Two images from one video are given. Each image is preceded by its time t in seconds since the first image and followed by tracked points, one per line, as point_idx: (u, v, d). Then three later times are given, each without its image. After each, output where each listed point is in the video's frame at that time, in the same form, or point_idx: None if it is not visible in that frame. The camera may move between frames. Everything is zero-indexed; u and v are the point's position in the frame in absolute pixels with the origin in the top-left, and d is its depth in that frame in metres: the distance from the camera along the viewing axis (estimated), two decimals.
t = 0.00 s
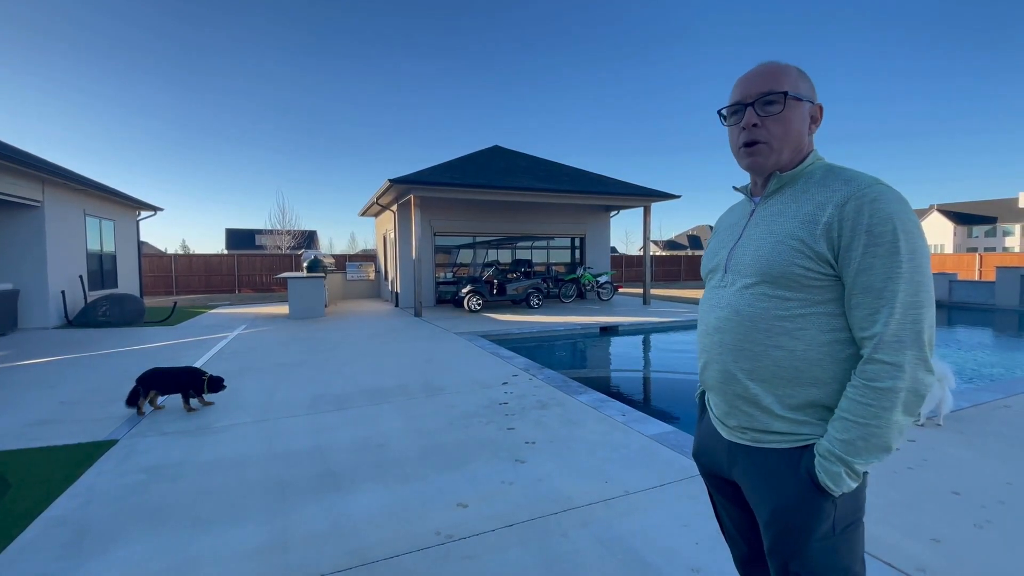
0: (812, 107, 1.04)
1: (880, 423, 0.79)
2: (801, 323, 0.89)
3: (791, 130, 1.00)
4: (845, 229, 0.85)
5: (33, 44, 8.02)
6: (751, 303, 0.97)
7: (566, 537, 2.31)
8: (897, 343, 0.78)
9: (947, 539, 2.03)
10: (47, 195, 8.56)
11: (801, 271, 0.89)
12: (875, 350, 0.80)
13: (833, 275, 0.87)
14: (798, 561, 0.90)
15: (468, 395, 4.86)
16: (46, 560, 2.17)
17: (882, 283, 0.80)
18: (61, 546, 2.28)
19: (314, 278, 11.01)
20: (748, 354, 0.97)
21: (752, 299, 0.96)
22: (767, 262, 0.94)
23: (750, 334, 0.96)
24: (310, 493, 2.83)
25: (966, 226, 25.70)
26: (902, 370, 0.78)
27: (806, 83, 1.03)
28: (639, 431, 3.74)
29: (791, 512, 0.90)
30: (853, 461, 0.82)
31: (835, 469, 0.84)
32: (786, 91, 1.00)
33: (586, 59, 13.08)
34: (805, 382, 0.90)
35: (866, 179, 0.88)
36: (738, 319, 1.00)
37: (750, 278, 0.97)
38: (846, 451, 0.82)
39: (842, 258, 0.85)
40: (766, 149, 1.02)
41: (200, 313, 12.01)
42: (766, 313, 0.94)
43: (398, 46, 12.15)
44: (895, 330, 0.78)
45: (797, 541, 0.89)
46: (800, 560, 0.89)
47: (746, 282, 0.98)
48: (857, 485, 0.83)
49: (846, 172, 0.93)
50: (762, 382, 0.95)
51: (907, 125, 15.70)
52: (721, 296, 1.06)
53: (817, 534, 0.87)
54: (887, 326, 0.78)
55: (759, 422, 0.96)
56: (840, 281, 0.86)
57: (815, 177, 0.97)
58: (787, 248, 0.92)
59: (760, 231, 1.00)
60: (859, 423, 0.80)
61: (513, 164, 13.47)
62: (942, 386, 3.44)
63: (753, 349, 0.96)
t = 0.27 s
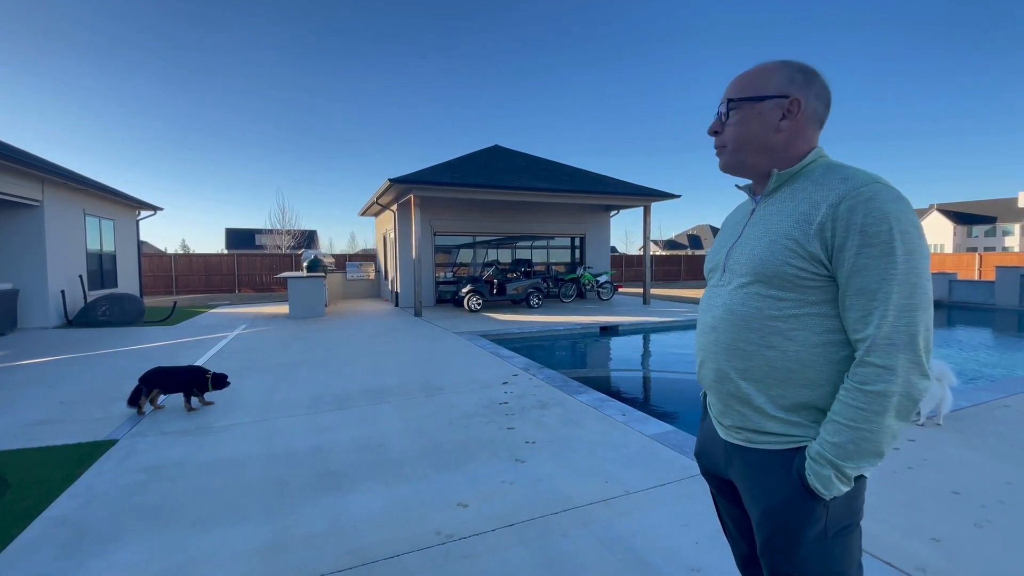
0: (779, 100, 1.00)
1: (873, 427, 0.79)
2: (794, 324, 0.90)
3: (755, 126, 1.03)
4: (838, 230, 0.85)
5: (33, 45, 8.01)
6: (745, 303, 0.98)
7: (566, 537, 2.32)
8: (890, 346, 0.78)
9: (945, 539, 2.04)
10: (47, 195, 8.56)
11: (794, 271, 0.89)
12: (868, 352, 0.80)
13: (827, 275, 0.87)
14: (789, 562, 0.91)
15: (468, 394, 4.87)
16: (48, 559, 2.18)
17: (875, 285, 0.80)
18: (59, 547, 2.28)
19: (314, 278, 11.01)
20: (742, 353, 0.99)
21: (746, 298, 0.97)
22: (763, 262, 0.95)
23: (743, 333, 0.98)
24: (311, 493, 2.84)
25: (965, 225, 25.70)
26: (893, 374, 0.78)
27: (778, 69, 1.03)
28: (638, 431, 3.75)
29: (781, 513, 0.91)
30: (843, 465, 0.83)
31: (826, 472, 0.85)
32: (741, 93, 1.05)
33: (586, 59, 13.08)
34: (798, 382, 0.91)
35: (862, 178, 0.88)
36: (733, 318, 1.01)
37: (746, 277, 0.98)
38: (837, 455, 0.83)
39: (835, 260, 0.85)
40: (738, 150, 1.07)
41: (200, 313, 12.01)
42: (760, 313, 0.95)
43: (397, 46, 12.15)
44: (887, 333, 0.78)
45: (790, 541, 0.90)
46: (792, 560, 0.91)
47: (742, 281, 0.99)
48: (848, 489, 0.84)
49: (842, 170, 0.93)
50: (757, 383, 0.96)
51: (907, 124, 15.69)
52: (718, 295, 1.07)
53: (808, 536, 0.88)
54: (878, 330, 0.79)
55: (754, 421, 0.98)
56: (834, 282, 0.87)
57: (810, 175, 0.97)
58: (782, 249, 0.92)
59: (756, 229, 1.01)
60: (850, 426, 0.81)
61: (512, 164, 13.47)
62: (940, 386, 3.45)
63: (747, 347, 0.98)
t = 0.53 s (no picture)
0: (759, 101, 1.04)
1: (846, 427, 0.81)
2: (778, 323, 0.93)
3: (745, 127, 1.08)
4: (816, 231, 0.87)
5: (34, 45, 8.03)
6: (735, 301, 1.01)
7: (565, 536, 2.34)
8: (862, 346, 0.79)
9: (941, 538, 2.06)
10: (48, 195, 8.58)
11: (777, 271, 0.92)
12: (842, 353, 0.82)
13: (809, 274, 0.89)
14: (776, 563, 0.94)
15: (469, 394, 4.88)
16: (55, 559, 2.20)
17: (849, 285, 0.81)
18: (61, 546, 2.31)
19: (315, 278, 11.02)
20: (731, 349, 1.02)
21: (736, 296, 1.00)
22: (750, 262, 0.98)
23: (732, 330, 1.01)
24: (313, 493, 2.86)
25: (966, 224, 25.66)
26: (863, 374, 0.80)
27: (764, 71, 1.08)
28: (639, 430, 3.76)
29: (766, 514, 0.94)
30: (820, 469, 0.85)
31: (803, 476, 0.88)
32: (732, 102, 1.12)
33: (586, 59, 13.07)
34: (783, 381, 0.93)
35: (847, 176, 0.88)
36: (725, 316, 1.04)
37: (736, 277, 1.01)
38: (815, 458, 0.86)
39: (815, 260, 0.87)
40: (741, 154, 1.12)
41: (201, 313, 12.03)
42: (746, 311, 0.98)
43: (398, 47, 12.15)
44: (859, 333, 0.79)
45: (776, 543, 0.93)
46: (779, 562, 0.93)
47: (733, 280, 1.02)
48: (829, 492, 0.86)
49: (831, 167, 0.93)
50: (745, 381, 0.99)
51: (907, 124, 15.68)
52: (715, 292, 1.10)
53: (794, 536, 0.90)
54: (851, 330, 0.80)
55: (745, 419, 1.01)
56: (815, 282, 0.88)
57: (802, 172, 0.98)
58: (767, 248, 0.95)
59: (750, 230, 1.03)
60: (826, 429, 0.83)
61: (513, 164, 13.48)
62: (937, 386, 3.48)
63: (735, 343, 1.01)
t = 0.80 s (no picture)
0: (767, 98, 0.98)
1: (830, 429, 0.76)
2: (768, 321, 0.88)
3: (753, 127, 1.02)
4: (805, 225, 0.82)
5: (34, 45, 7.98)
6: (729, 297, 0.96)
7: (567, 537, 2.28)
8: (847, 346, 0.74)
9: (949, 539, 2.00)
10: (49, 195, 8.54)
11: (768, 266, 0.87)
12: (825, 353, 0.77)
13: (801, 271, 0.84)
14: (770, 566, 0.88)
15: (469, 394, 4.83)
16: (49, 559, 2.15)
17: (836, 281, 0.76)
18: (63, 546, 2.26)
19: (316, 278, 10.97)
20: (723, 348, 0.97)
21: (730, 293, 0.95)
22: (743, 256, 0.93)
23: (724, 328, 0.96)
24: (312, 493, 2.80)
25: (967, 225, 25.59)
26: (847, 375, 0.74)
27: (772, 67, 1.01)
28: (640, 430, 3.70)
29: (757, 514, 0.89)
30: (805, 469, 0.80)
31: (791, 475, 0.82)
32: (739, 101, 1.06)
33: (587, 58, 13.03)
34: (774, 380, 0.88)
35: (842, 168, 0.82)
36: (720, 313, 0.99)
37: (731, 272, 0.96)
38: (801, 458, 0.80)
39: (804, 256, 0.82)
40: (750, 153, 1.05)
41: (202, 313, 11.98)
42: (738, 309, 0.93)
43: (399, 46, 12.11)
44: (842, 332, 0.74)
45: (769, 543, 0.88)
46: (771, 563, 0.88)
47: (729, 275, 0.97)
48: (816, 494, 0.80)
49: (830, 161, 0.87)
50: (737, 379, 0.95)
51: (909, 124, 15.63)
52: (713, 288, 1.05)
53: (784, 536, 0.85)
54: (834, 329, 0.75)
55: (740, 417, 0.95)
56: (807, 278, 0.83)
57: (803, 167, 0.92)
58: (760, 242, 0.90)
59: (748, 224, 0.98)
60: (810, 428, 0.78)
61: (513, 163, 13.42)
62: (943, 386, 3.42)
63: (727, 342, 0.96)
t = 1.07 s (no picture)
0: (775, 93, 0.95)
1: (841, 432, 0.73)
2: (775, 322, 0.85)
3: (760, 121, 0.99)
4: (812, 222, 0.79)
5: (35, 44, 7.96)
6: (734, 297, 0.93)
7: (568, 537, 2.25)
8: (857, 346, 0.71)
9: (952, 540, 1.97)
10: (50, 194, 8.52)
11: (774, 265, 0.84)
12: (835, 353, 0.74)
13: (809, 270, 0.81)
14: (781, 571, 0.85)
15: (470, 394, 4.80)
16: (49, 559, 2.13)
17: (845, 279, 0.73)
18: (63, 545, 2.23)
19: (317, 277, 10.95)
20: (729, 349, 0.94)
21: (735, 293, 0.92)
22: (750, 256, 0.90)
23: (730, 329, 0.93)
24: (312, 493, 2.77)
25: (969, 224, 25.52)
26: (857, 376, 0.71)
27: (779, 61, 0.98)
28: (641, 430, 3.67)
29: (767, 519, 0.86)
30: (817, 472, 0.76)
31: (802, 480, 0.79)
32: (747, 95, 1.02)
33: (588, 58, 13.00)
34: (782, 382, 0.85)
35: (851, 164, 0.79)
36: (724, 313, 0.96)
37: (736, 271, 0.93)
38: (812, 461, 0.77)
39: (812, 254, 0.79)
40: (756, 149, 1.02)
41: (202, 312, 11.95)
42: (743, 309, 0.90)
43: (400, 46, 12.08)
44: (852, 331, 0.71)
45: (780, 548, 0.84)
46: (781, 567, 0.85)
47: (734, 275, 0.94)
48: (829, 499, 0.77)
49: (837, 157, 0.83)
50: (744, 380, 0.92)
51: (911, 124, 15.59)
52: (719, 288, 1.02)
53: (795, 541, 0.82)
54: (843, 328, 0.72)
55: (748, 419, 0.92)
56: (814, 277, 0.80)
57: (810, 163, 0.89)
58: (766, 240, 0.86)
59: (754, 222, 0.95)
60: (821, 431, 0.75)
61: (514, 163, 13.39)
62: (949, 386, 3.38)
63: (733, 343, 0.93)
